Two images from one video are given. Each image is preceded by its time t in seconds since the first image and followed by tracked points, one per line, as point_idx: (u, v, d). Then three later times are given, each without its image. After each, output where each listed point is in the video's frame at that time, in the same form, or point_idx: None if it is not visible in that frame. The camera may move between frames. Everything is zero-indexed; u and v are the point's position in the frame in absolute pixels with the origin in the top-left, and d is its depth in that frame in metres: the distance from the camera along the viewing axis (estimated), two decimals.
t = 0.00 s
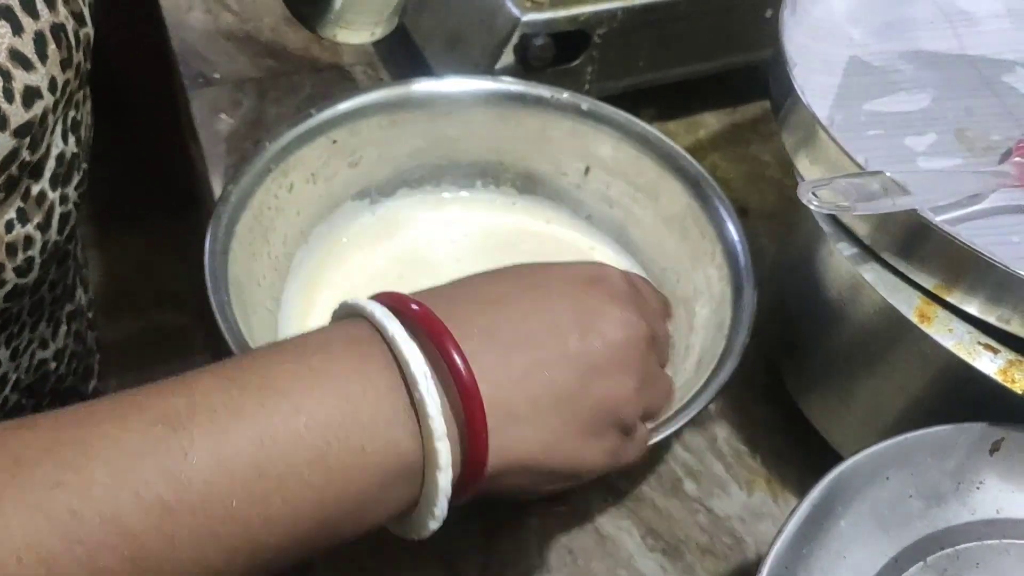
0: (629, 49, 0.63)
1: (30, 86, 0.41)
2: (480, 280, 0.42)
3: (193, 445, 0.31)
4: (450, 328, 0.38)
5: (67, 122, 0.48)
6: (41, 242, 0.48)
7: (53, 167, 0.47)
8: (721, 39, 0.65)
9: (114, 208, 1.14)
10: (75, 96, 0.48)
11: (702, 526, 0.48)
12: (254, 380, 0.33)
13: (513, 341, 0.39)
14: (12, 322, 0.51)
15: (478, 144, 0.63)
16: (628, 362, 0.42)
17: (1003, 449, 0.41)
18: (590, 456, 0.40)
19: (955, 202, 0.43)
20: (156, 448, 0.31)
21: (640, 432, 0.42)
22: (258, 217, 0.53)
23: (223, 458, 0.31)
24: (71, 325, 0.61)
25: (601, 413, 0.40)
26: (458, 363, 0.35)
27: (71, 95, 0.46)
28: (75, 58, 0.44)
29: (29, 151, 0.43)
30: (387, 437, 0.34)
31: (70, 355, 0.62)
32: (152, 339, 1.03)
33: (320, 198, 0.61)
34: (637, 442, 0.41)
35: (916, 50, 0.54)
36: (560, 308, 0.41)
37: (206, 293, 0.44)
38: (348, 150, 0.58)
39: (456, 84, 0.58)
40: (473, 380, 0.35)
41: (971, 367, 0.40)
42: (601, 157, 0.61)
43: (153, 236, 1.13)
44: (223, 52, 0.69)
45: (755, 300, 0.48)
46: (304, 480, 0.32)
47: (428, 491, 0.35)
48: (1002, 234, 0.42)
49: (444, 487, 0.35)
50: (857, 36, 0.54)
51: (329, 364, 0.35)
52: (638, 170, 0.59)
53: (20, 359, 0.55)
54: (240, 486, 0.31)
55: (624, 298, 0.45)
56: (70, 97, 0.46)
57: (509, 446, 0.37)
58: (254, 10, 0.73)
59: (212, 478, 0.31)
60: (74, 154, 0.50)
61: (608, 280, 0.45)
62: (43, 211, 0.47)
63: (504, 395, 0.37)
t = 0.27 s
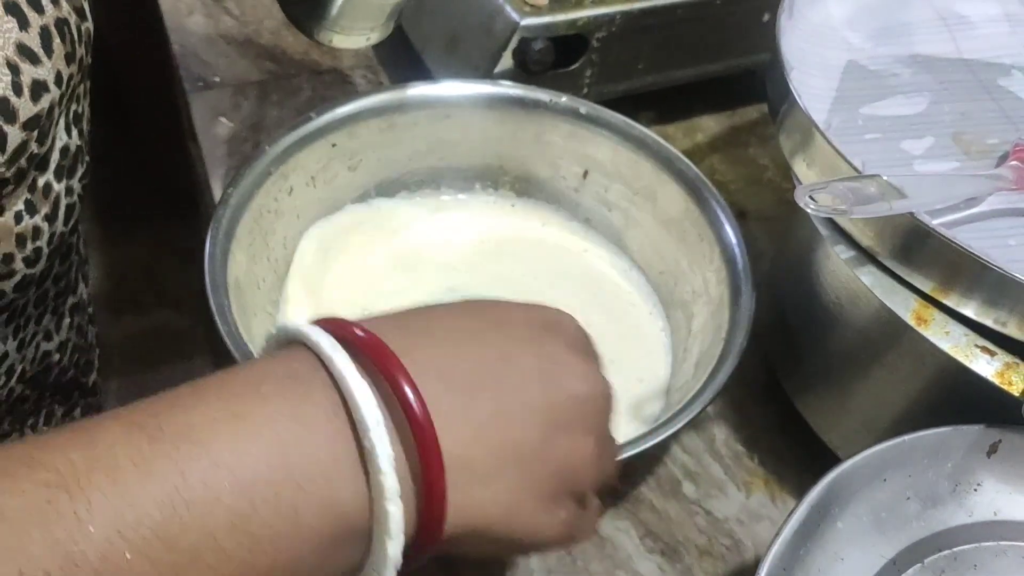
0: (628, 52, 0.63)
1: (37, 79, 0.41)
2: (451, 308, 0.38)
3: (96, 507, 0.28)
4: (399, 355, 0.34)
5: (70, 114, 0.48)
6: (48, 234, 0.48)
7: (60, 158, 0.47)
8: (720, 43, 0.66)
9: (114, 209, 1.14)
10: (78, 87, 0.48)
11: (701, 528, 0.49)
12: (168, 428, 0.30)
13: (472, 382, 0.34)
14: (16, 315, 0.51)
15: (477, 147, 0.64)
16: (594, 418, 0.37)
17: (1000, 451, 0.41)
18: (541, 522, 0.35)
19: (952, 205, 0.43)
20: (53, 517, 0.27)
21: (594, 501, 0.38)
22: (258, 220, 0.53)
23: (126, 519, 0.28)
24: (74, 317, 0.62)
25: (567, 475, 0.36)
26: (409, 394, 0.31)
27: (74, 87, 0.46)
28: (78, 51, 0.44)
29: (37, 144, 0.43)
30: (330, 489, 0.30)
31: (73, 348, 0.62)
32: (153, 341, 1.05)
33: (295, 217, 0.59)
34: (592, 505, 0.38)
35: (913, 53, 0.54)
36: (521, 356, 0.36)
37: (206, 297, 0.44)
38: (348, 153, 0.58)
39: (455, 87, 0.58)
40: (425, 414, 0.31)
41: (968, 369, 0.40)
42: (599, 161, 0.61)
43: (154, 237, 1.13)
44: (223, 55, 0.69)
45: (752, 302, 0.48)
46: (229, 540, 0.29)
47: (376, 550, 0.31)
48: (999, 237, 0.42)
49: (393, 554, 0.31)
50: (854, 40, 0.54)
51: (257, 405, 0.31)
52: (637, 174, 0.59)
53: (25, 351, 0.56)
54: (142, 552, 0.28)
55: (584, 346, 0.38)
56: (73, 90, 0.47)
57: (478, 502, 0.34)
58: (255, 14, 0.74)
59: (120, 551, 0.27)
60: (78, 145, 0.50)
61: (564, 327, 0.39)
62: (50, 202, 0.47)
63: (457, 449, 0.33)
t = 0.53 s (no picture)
0: (627, 53, 0.63)
1: (23, 88, 0.41)
2: (443, 223, 0.41)
3: (167, 404, 0.31)
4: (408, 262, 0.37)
5: (61, 124, 0.48)
6: (34, 244, 0.48)
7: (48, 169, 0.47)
8: (719, 44, 0.65)
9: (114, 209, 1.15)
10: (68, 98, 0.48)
11: (701, 530, 0.48)
12: (210, 330, 0.33)
13: (462, 280, 0.38)
14: (5, 326, 0.51)
15: (477, 148, 0.64)
16: (567, 303, 0.41)
17: (1002, 454, 0.41)
18: (526, 396, 0.39)
19: (952, 206, 0.43)
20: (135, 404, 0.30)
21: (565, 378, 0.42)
22: (256, 222, 0.53)
23: (199, 407, 0.31)
24: (69, 328, 0.61)
25: (541, 353, 0.39)
26: (422, 297, 0.35)
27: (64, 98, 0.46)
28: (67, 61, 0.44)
29: (23, 154, 0.43)
30: (358, 374, 0.34)
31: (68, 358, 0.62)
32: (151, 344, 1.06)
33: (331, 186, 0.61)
34: (560, 391, 0.41)
35: (913, 54, 0.54)
36: (505, 252, 0.40)
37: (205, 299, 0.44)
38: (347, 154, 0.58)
39: (455, 88, 0.58)
40: (435, 309, 0.35)
41: (969, 370, 0.40)
42: (599, 162, 0.61)
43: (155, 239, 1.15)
44: (222, 56, 0.69)
45: (753, 303, 0.48)
46: (274, 428, 0.32)
47: (400, 425, 0.35)
48: (1000, 237, 0.42)
49: (414, 421, 0.34)
50: (854, 41, 0.54)
51: (289, 304, 0.34)
52: (636, 174, 0.59)
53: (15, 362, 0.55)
54: (216, 433, 0.31)
55: (556, 244, 0.42)
56: (63, 100, 0.46)
57: (467, 387, 0.37)
58: (253, 15, 0.74)
59: (182, 441, 0.31)
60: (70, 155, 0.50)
61: (535, 232, 0.42)
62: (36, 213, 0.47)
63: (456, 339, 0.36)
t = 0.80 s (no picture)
0: (627, 54, 0.63)
1: (32, 83, 0.41)
2: (486, 292, 0.40)
3: (164, 471, 0.30)
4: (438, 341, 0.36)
5: (66, 119, 0.48)
6: (40, 238, 0.48)
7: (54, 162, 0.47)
8: (719, 46, 0.66)
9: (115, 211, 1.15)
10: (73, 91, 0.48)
11: (701, 531, 0.49)
12: (220, 398, 0.32)
13: (507, 366, 0.37)
14: (14, 318, 0.51)
15: (477, 150, 0.64)
16: (622, 392, 0.39)
17: (1001, 455, 0.41)
18: (574, 484, 0.38)
19: (951, 208, 0.43)
20: (128, 470, 0.30)
21: (628, 461, 0.41)
22: (256, 224, 0.53)
23: (192, 478, 0.30)
24: (69, 322, 0.62)
25: (592, 439, 0.38)
26: (443, 374, 0.34)
27: (69, 91, 0.46)
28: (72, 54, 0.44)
29: (31, 149, 0.43)
30: (369, 449, 0.33)
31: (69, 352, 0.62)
32: (158, 351, 1.06)
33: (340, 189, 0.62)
34: (622, 472, 0.41)
35: (912, 56, 0.54)
36: (559, 339, 0.39)
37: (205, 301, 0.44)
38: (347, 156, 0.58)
39: (455, 90, 0.58)
40: (457, 390, 0.34)
41: (968, 372, 0.40)
42: (599, 164, 0.61)
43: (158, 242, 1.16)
44: (222, 58, 0.69)
45: (752, 305, 0.48)
46: (278, 496, 0.31)
47: (411, 513, 0.34)
48: (999, 239, 0.42)
49: (427, 507, 0.34)
50: (853, 43, 0.54)
51: (300, 378, 0.33)
52: (636, 176, 0.59)
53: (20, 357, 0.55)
54: (221, 495, 0.31)
55: (605, 314, 0.41)
56: (68, 94, 0.47)
57: (511, 468, 0.36)
58: (253, 17, 0.74)
59: (187, 505, 0.30)
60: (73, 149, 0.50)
61: (603, 308, 0.41)
62: (43, 206, 0.47)
63: (490, 416, 0.36)
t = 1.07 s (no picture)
0: (628, 54, 0.63)
1: (35, 77, 0.40)
2: (454, 330, 0.37)
3: (97, 510, 0.28)
4: (405, 383, 0.33)
5: (67, 113, 0.48)
6: (43, 232, 0.48)
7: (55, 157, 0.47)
8: (720, 46, 0.65)
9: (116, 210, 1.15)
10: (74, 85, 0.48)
11: (703, 532, 0.48)
12: (178, 431, 0.30)
13: (475, 411, 0.34)
14: (14, 314, 0.51)
15: (478, 150, 0.64)
16: (600, 446, 0.36)
17: (1004, 457, 0.41)
18: (550, 549, 0.35)
19: (954, 209, 0.43)
20: (60, 520, 0.27)
21: (595, 528, 0.38)
22: (258, 224, 0.53)
23: (127, 524, 0.28)
24: (70, 317, 0.61)
25: (568, 491, 0.35)
26: (369, 355, 0.32)
27: (70, 85, 0.46)
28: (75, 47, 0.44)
29: (34, 141, 0.43)
30: (328, 503, 0.30)
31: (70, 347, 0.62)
32: (153, 353, 1.07)
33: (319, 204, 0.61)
34: (592, 532, 0.37)
35: (914, 57, 0.54)
36: (538, 357, 0.36)
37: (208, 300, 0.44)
38: (348, 156, 0.58)
39: (457, 90, 0.58)
40: (422, 433, 0.31)
41: (972, 374, 0.40)
42: (600, 164, 0.61)
43: (160, 241, 1.15)
44: (223, 58, 0.69)
45: (754, 306, 0.48)
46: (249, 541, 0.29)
47: (371, 551, 0.31)
48: (1002, 240, 0.42)
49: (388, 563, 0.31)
50: (856, 43, 0.54)
51: (266, 412, 0.31)
52: (638, 177, 0.59)
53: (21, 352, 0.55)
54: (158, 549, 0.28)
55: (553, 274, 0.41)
56: (69, 87, 0.46)
57: (478, 525, 0.33)
58: (254, 17, 0.74)
59: (124, 560, 0.27)
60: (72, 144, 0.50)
61: (582, 355, 0.38)
62: (45, 201, 0.47)
63: (450, 464, 0.33)
